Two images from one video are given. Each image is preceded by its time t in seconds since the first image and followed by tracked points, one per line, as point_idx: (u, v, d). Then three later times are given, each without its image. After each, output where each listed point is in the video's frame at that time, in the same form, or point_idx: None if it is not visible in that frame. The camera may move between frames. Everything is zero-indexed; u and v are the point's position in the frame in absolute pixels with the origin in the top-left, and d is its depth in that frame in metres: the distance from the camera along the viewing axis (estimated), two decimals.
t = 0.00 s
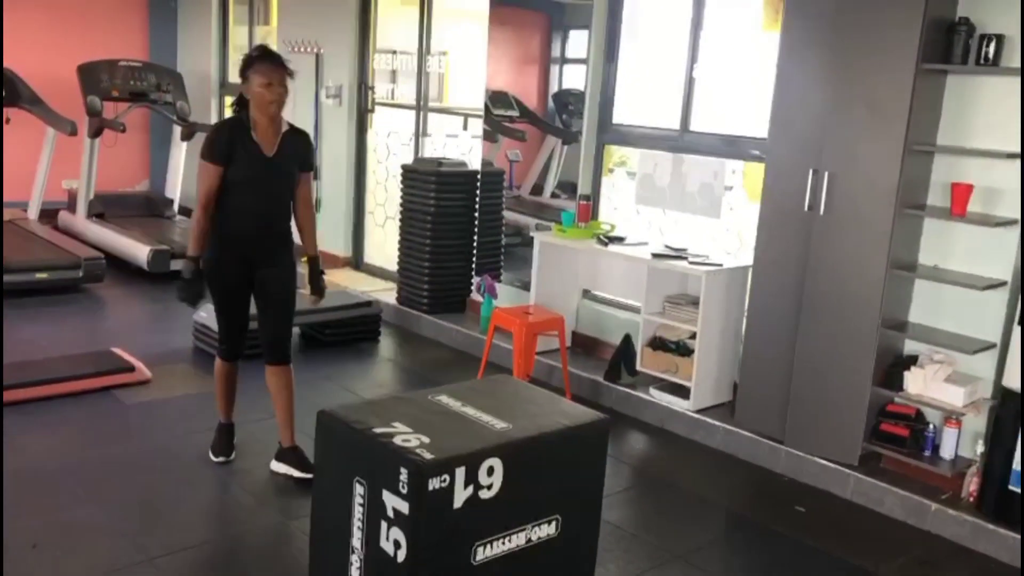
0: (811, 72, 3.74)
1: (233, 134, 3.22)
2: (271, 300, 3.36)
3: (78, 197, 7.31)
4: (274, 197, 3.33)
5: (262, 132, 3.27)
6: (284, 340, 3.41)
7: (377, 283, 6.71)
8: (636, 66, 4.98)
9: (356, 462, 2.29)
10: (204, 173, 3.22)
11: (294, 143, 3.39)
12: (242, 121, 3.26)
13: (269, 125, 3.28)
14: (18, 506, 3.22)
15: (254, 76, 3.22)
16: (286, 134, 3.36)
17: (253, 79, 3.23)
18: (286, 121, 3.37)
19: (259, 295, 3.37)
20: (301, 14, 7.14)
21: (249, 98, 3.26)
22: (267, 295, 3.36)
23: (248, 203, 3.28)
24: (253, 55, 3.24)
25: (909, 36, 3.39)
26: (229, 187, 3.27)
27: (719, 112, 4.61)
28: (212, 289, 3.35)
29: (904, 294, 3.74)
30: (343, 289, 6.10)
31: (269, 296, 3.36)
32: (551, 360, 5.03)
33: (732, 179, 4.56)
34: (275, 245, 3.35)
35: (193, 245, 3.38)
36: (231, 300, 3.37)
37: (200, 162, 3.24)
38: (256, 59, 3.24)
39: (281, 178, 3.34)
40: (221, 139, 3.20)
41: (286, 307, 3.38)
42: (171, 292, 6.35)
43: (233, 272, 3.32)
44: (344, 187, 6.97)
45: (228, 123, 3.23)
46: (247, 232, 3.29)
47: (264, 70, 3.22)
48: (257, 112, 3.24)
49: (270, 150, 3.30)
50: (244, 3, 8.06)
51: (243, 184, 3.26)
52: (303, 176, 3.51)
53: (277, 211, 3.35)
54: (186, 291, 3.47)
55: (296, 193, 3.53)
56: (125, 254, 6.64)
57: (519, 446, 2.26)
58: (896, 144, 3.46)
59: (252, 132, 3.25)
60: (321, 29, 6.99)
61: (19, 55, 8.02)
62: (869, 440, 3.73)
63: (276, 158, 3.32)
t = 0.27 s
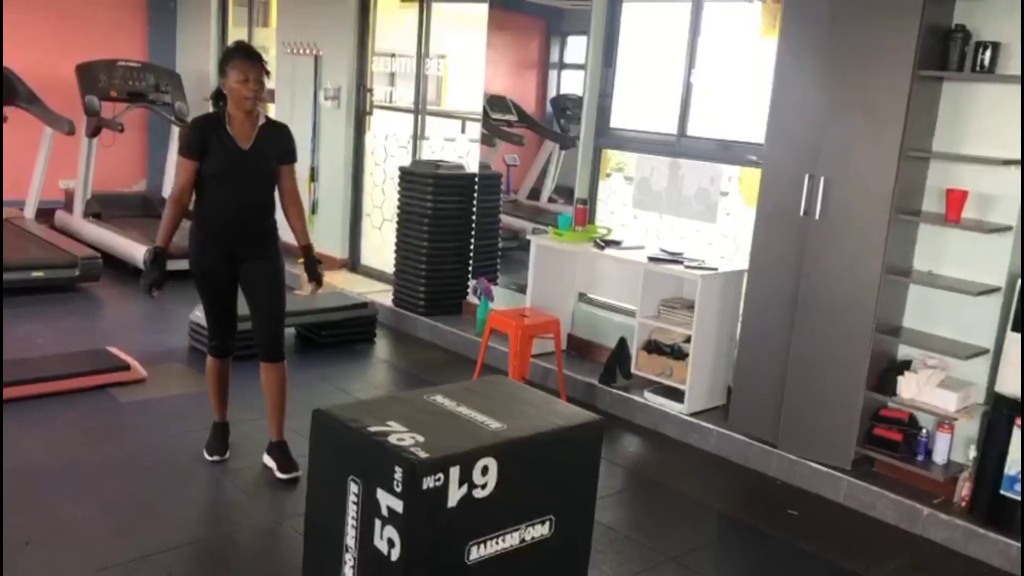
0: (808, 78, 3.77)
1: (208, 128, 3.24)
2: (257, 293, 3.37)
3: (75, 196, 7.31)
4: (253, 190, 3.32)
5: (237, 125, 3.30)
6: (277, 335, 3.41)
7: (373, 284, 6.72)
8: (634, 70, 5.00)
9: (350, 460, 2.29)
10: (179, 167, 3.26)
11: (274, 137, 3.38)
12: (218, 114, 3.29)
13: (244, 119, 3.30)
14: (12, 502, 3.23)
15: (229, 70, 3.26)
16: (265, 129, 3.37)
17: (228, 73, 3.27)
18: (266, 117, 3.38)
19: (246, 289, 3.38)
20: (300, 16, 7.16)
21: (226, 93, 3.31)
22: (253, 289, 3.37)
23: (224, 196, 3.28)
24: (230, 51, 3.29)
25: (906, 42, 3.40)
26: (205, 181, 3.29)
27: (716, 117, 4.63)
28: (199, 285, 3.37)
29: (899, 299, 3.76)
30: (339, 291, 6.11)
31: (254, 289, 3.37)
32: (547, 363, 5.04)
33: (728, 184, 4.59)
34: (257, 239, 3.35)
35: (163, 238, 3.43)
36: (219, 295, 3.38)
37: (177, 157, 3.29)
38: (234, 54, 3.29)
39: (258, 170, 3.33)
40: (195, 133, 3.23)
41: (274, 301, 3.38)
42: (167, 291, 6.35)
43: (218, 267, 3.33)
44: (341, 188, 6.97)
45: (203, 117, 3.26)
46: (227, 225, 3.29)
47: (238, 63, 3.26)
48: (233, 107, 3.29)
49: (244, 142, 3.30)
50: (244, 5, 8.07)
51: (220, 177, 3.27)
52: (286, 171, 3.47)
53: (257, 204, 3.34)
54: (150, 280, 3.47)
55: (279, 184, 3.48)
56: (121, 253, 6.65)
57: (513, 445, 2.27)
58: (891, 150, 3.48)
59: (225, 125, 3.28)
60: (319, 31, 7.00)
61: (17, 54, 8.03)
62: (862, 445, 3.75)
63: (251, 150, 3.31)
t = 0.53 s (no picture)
0: (807, 76, 3.77)
1: (202, 121, 3.25)
2: (255, 286, 3.37)
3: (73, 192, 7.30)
4: (248, 182, 3.32)
5: (229, 116, 3.30)
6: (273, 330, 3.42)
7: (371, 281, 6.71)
8: (633, 68, 5.00)
9: (348, 455, 2.29)
10: (176, 161, 3.28)
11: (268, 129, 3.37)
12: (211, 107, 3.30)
13: (237, 110, 3.31)
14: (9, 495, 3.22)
15: (224, 64, 3.29)
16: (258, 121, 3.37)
17: (221, 67, 3.29)
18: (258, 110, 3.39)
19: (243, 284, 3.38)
20: (299, 11, 7.15)
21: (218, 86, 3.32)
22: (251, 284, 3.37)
23: (218, 188, 3.29)
24: (222, 45, 3.32)
25: (905, 40, 3.41)
26: (201, 174, 3.30)
27: (715, 115, 4.63)
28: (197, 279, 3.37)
29: (896, 297, 3.76)
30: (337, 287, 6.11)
31: (252, 282, 3.37)
32: (544, 360, 5.04)
33: (726, 181, 4.59)
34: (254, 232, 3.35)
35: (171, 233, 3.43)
36: (217, 289, 3.38)
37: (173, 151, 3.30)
38: (226, 47, 3.31)
39: (252, 160, 3.33)
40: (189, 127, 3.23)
41: (271, 296, 3.38)
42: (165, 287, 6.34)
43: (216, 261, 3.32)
44: (339, 185, 6.97)
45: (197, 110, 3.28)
46: (223, 219, 3.29)
47: (231, 56, 3.28)
48: (225, 100, 3.29)
49: (236, 133, 3.30)
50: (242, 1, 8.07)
51: (214, 170, 3.28)
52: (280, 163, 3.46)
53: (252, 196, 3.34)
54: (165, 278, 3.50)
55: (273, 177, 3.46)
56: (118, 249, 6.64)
57: (510, 440, 2.27)
58: (889, 148, 3.49)
59: (218, 116, 3.29)
60: (318, 28, 7.00)
61: (15, 49, 8.02)
62: (859, 442, 3.75)
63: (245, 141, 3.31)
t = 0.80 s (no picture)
0: (804, 70, 3.78)
1: (213, 118, 3.24)
2: (260, 284, 3.39)
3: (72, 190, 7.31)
4: (256, 180, 3.34)
5: (239, 113, 3.31)
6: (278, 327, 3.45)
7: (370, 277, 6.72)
8: (631, 62, 5.01)
9: (348, 449, 2.31)
10: (186, 158, 3.24)
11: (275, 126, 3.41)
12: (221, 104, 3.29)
13: (246, 107, 3.31)
14: (11, 491, 3.24)
15: (231, 61, 3.28)
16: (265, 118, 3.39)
17: (229, 64, 3.29)
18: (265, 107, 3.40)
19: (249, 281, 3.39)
20: (297, 8, 7.16)
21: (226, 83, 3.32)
22: (257, 281, 3.39)
23: (230, 185, 3.29)
24: (229, 42, 3.32)
25: (901, 34, 3.41)
26: (211, 172, 3.29)
27: (712, 109, 4.64)
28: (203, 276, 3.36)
29: (893, 289, 3.77)
30: (337, 283, 6.12)
31: (259, 280, 3.38)
32: (544, 354, 5.06)
33: (724, 175, 4.59)
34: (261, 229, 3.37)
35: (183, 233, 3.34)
36: (224, 287, 3.38)
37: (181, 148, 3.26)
38: (234, 44, 3.31)
39: (261, 157, 3.35)
40: (200, 124, 3.22)
41: (276, 293, 3.41)
42: (164, 284, 6.36)
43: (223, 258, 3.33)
44: (338, 181, 6.98)
45: (206, 108, 3.26)
46: (232, 216, 3.30)
47: (241, 53, 3.28)
48: (233, 97, 3.29)
49: (248, 130, 3.31)
50: None
51: (225, 168, 3.28)
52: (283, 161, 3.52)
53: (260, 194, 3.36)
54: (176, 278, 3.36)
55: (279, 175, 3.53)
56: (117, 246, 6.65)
57: (508, 434, 2.28)
58: (886, 142, 3.49)
59: (228, 113, 3.28)
60: (316, 24, 7.00)
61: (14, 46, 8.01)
62: (857, 435, 3.76)
63: (256, 138, 3.33)
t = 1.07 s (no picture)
0: (799, 63, 3.79)
1: (228, 119, 3.25)
2: (274, 285, 3.40)
3: (72, 192, 7.33)
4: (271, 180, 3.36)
5: (254, 115, 3.32)
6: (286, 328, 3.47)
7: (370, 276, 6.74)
8: (627, 58, 5.01)
9: (348, 446, 2.32)
10: (204, 159, 3.22)
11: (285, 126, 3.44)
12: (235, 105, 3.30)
13: (259, 108, 3.33)
14: (14, 493, 3.25)
15: (244, 63, 3.28)
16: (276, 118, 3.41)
17: (242, 65, 3.28)
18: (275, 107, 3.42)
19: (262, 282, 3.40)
20: (293, 8, 7.16)
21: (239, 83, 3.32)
22: (271, 282, 3.40)
23: (248, 186, 3.30)
24: (240, 42, 3.30)
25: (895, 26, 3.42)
26: (227, 172, 3.28)
27: (709, 103, 4.65)
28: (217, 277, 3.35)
29: (891, 281, 3.78)
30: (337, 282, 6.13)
31: (274, 281, 3.40)
32: (544, 351, 5.07)
33: (722, 169, 4.60)
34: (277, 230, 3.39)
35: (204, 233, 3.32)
36: (241, 288, 3.39)
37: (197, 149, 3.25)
38: (245, 44, 3.30)
39: (276, 157, 3.37)
40: (216, 125, 3.22)
41: (287, 294, 3.43)
42: (164, 285, 6.37)
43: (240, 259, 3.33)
44: (337, 180, 6.99)
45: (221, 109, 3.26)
46: (249, 217, 3.31)
47: (255, 55, 3.28)
48: (246, 98, 3.30)
49: (264, 131, 3.34)
50: None
51: (242, 169, 3.29)
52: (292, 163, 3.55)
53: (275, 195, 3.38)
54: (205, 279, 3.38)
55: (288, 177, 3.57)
56: (117, 248, 6.66)
57: (508, 430, 2.29)
58: (881, 134, 3.50)
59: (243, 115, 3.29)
60: (312, 23, 7.01)
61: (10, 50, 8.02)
62: (856, 427, 3.78)
63: (272, 139, 3.36)
